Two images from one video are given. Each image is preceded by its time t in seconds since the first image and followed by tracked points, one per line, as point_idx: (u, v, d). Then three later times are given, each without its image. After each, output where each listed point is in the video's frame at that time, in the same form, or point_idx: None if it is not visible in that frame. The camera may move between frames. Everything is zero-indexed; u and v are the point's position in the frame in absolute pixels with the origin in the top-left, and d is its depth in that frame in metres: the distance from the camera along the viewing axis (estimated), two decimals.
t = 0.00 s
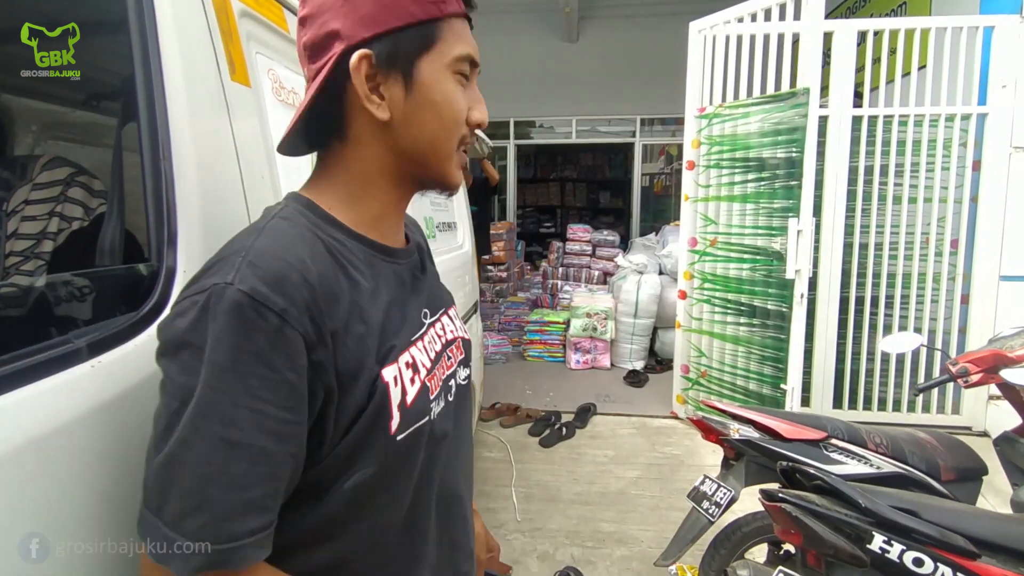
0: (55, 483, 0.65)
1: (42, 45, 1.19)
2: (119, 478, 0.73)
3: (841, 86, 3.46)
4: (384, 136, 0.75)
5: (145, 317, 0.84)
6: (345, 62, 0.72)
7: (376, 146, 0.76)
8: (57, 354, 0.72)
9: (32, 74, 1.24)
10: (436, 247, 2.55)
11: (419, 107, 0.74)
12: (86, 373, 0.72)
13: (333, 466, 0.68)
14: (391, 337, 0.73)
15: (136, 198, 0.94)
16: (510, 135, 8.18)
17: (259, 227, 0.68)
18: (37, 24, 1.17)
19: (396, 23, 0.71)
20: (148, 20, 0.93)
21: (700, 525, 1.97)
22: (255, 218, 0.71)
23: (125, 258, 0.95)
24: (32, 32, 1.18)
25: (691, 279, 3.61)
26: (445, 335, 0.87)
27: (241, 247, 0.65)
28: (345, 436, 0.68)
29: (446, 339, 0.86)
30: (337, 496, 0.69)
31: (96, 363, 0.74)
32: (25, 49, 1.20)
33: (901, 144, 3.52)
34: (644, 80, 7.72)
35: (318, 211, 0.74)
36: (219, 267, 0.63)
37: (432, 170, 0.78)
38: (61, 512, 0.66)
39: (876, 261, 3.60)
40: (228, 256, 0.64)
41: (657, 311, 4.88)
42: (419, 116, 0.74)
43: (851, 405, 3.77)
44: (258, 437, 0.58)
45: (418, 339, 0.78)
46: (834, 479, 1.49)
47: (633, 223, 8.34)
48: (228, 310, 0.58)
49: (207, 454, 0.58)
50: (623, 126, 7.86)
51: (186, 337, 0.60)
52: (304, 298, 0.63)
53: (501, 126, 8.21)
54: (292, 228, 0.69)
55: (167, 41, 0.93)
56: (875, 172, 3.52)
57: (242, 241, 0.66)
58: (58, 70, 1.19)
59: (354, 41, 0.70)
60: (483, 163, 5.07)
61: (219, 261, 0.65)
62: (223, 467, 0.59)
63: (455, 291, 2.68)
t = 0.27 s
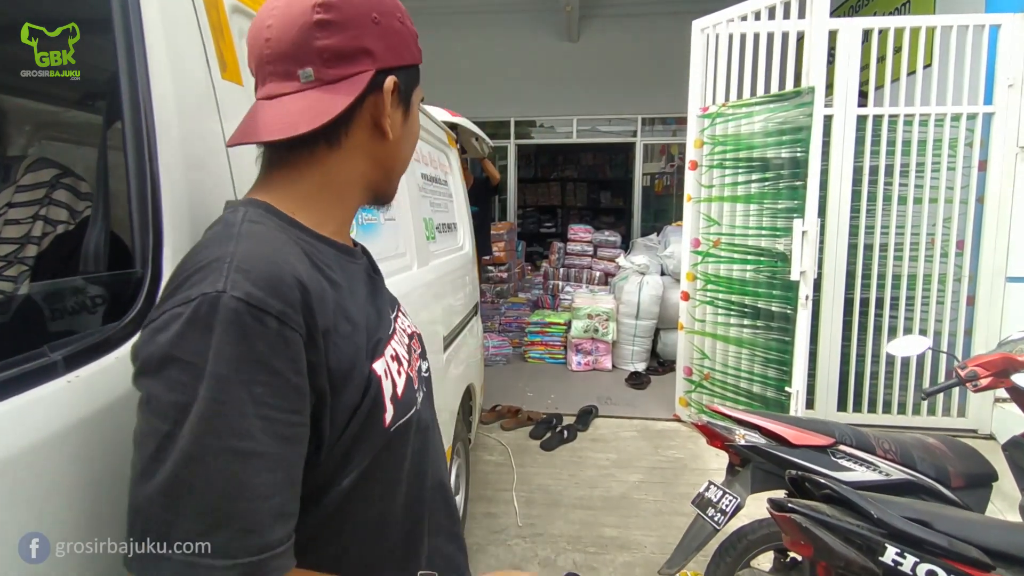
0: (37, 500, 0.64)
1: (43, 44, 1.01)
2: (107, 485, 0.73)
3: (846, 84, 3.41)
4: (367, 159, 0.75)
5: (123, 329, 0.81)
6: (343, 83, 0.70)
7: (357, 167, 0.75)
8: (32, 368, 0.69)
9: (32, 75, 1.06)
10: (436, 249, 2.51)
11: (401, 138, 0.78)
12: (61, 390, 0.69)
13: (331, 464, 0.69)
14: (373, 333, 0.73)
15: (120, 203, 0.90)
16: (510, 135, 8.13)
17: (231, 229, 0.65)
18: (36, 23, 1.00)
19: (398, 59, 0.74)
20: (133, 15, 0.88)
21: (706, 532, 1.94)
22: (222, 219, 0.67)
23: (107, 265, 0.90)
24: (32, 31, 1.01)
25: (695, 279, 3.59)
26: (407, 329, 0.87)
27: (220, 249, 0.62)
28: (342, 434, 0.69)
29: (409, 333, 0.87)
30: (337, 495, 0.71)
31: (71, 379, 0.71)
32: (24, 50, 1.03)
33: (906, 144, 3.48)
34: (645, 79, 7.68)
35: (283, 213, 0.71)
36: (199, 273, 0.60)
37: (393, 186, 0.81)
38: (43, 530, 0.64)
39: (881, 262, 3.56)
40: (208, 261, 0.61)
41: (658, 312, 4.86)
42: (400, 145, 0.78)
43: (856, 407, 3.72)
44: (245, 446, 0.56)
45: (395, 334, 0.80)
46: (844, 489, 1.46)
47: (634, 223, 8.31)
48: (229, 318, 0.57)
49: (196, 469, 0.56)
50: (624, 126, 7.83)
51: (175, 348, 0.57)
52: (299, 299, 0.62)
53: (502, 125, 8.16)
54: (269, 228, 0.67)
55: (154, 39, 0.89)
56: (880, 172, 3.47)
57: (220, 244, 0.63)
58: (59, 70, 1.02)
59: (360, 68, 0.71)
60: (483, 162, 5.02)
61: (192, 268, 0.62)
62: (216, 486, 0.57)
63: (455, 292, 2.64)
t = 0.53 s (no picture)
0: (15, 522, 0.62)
1: (42, 44, 0.92)
2: (94, 497, 0.71)
3: (851, 83, 3.37)
4: (339, 146, 0.68)
5: (103, 340, 0.79)
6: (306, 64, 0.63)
7: (330, 156, 0.68)
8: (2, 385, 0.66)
9: (30, 75, 0.96)
10: (435, 251, 2.46)
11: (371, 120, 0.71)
12: (32, 410, 0.66)
13: (376, 499, 0.63)
14: (392, 337, 0.67)
15: (101, 208, 0.88)
16: (511, 135, 8.10)
17: (225, 237, 0.57)
18: (36, 23, 0.92)
19: (358, 31, 0.67)
20: (116, 15, 0.85)
21: (712, 540, 1.89)
22: (206, 229, 0.59)
23: (89, 270, 0.87)
24: (32, 30, 0.92)
25: (698, 280, 3.56)
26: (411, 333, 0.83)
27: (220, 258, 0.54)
28: (383, 457, 0.62)
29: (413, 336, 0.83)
30: (390, 531, 0.65)
31: (45, 396, 0.68)
32: (24, 50, 0.93)
33: (911, 143, 3.44)
34: (646, 78, 7.64)
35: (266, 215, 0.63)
36: (199, 288, 0.52)
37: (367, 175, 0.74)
38: (23, 551, 0.62)
39: (886, 263, 3.51)
40: (207, 273, 0.53)
41: (660, 313, 4.83)
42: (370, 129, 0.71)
43: (861, 410, 3.68)
44: (243, 483, 0.48)
45: (411, 344, 0.74)
46: (856, 499, 1.42)
47: (635, 224, 8.27)
48: (253, 330, 0.50)
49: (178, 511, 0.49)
50: (625, 126, 7.80)
51: (191, 368, 0.49)
52: (324, 300, 0.55)
53: (502, 125, 8.12)
54: (268, 232, 0.59)
55: (139, 45, 0.88)
56: (885, 171, 3.43)
57: (218, 253, 0.54)
58: (58, 71, 0.93)
59: (321, 44, 0.64)
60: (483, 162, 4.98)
61: (187, 286, 0.53)
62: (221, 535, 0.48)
63: (455, 294, 2.59)
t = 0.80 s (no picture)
0: (11, 529, 0.62)
1: (43, 44, 0.90)
2: (93, 497, 0.72)
3: (855, 82, 3.35)
4: (365, 138, 0.67)
5: (95, 346, 0.78)
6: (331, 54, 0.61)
7: (357, 149, 0.66)
8: None
9: (31, 76, 0.94)
10: (436, 252, 2.44)
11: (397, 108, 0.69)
12: (17, 421, 0.65)
13: (406, 541, 0.63)
14: (425, 369, 0.66)
15: (93, 211, 0.86)
16: (511, 135, 8.08)
17: (266, 260, 0.54)
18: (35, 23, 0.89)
19: (381, 12, 0.64)
20: (106, 12, 0.84)
21: (716, 544, 1.87)
22: (241, 247, 0.56)
23: (81, 276, 0.87)
24: (32, 30, 0.89)
25: (700, 281, 3.54)
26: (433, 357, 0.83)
27: (265, 286, 0.52)
28: (416, 499, 0.63)
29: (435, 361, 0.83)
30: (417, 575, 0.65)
31: (29, 407, 0.67)
32: (23, 50, 0.91)
33: (915, 141, 3.41)
34: (647, 77, 7.61)
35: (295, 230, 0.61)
36: (241, 318, 0.50)
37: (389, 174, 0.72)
38: (21, 556, 0.63)
39: (890, 262, 3.49)
40: (249, 303, 0.51)
41: (662, 313, 4.81)
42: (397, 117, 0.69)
43: (865, 410, 3.65)
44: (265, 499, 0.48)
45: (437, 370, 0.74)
46: (863, 504, 1.39)
47: (636, 223, 8.24)
48: (303, 375, 0.48)
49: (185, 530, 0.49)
50: (626, 125, 7.78)
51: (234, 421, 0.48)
52: (371, 338, 0.54)
53: (503, 125, 8.09)
54: (308, 255, 0.57)
55: (128, 41, 0.86)
56: (889, 170, 3.40)
57: (260, 280, 0.52)
58: (59, 71, 0.91)
59: (343, 30, 0.61)
60: (484, 161, 4.96)
61: (226, 314, 0.51)
62: (238, 554, 0.47)
63: (456, 295, 2.55)
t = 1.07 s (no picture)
0: (12, 528, 0.63)
1: (43, 45, 0.90)
2: (97, 499, 0.72)
3: (856, 82, 3.34)
4: (412, 141, 0.69)
5: (93, 348, 0.78)
6: (385, 59, 0.63)
7: (404, 151, 0.69)
8: None
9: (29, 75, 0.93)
10: (437, 253, 2.44)
11: (444, 111, 0.71)
12: (15, 425, 0.65)
13: (429, 547, 0.64)
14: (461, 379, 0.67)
15: (93, 212, 0.87)
16: (512, 136, 8.07)
17: (323, 268, 0.57)
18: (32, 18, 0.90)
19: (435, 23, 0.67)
20: (103, 9, 0.84)
21: (719, 546, 1.86)
22: (299, 254, 0.58)
23: (80, 279, 0.87)
24: (31, 30, 0.89)
25: (701, 282, 3.53)
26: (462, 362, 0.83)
27: (323, 295, 0.54)
28: (444, 508, 0.63)
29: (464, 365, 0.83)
30: None
31: (26, 412, 0.66)
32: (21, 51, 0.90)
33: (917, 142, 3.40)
34: (648, 78, 7.60)
35: (338, 233, 0.63)
36: (298, 324, 0.53)
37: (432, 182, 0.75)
38: (21, 556, 0.63)
39: (892, 263, 3.48)
40: (306, 311, 0.53)
41: (664, 314, 4.80)
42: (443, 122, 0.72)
43: (868, 411, 3.64)
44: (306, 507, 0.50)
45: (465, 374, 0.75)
46: (866, 506, 1.38)
47: (637, 224, 8.22)
48: (353, 389, 0.51)
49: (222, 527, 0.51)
50: (627, 125, 7.77)
51: (280, 430, 0.49)
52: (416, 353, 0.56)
53: (504, 126, 8.09)
54: (359, 265, 0.59)
55: (126, 40, 0.86)
56: (891, 170, 3.40)
57: (319, 288, 0.55)
58: (58, 71, 0.91)
59: (396, 40, 0.64)
60: (485, 163, 4.97)
61: (284, 318, 0.53)
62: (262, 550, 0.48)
63: (459, 296, 2.61)
